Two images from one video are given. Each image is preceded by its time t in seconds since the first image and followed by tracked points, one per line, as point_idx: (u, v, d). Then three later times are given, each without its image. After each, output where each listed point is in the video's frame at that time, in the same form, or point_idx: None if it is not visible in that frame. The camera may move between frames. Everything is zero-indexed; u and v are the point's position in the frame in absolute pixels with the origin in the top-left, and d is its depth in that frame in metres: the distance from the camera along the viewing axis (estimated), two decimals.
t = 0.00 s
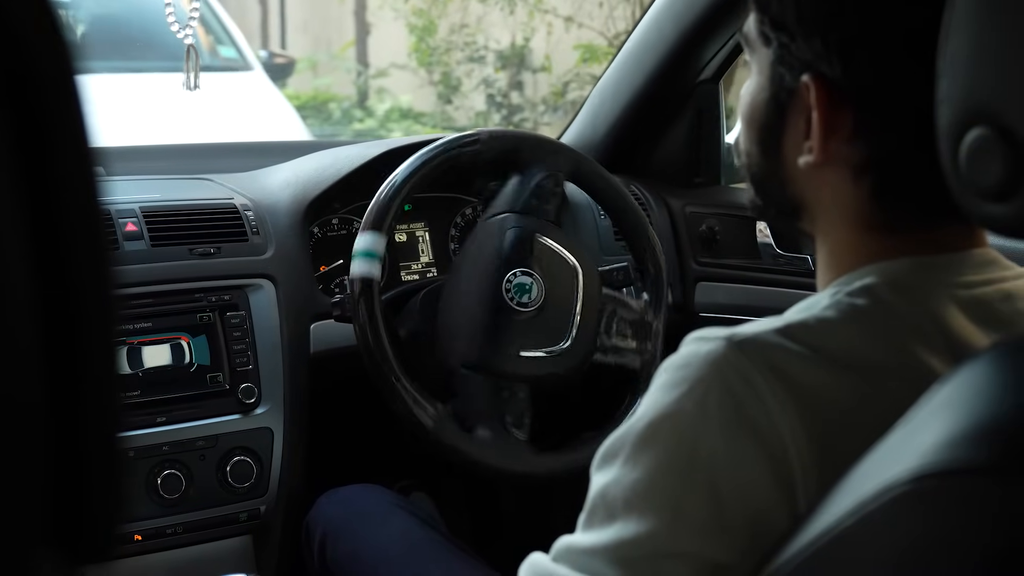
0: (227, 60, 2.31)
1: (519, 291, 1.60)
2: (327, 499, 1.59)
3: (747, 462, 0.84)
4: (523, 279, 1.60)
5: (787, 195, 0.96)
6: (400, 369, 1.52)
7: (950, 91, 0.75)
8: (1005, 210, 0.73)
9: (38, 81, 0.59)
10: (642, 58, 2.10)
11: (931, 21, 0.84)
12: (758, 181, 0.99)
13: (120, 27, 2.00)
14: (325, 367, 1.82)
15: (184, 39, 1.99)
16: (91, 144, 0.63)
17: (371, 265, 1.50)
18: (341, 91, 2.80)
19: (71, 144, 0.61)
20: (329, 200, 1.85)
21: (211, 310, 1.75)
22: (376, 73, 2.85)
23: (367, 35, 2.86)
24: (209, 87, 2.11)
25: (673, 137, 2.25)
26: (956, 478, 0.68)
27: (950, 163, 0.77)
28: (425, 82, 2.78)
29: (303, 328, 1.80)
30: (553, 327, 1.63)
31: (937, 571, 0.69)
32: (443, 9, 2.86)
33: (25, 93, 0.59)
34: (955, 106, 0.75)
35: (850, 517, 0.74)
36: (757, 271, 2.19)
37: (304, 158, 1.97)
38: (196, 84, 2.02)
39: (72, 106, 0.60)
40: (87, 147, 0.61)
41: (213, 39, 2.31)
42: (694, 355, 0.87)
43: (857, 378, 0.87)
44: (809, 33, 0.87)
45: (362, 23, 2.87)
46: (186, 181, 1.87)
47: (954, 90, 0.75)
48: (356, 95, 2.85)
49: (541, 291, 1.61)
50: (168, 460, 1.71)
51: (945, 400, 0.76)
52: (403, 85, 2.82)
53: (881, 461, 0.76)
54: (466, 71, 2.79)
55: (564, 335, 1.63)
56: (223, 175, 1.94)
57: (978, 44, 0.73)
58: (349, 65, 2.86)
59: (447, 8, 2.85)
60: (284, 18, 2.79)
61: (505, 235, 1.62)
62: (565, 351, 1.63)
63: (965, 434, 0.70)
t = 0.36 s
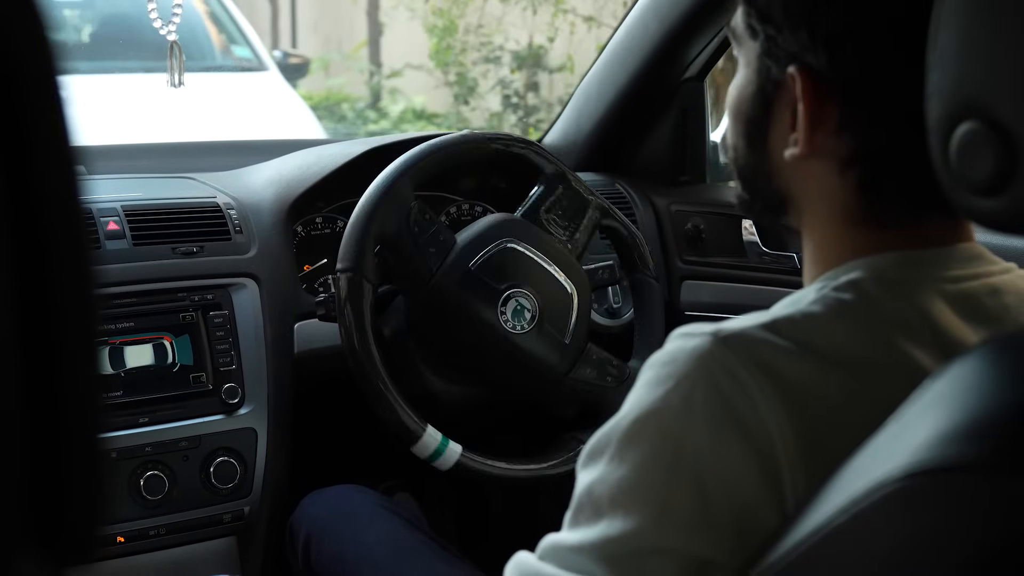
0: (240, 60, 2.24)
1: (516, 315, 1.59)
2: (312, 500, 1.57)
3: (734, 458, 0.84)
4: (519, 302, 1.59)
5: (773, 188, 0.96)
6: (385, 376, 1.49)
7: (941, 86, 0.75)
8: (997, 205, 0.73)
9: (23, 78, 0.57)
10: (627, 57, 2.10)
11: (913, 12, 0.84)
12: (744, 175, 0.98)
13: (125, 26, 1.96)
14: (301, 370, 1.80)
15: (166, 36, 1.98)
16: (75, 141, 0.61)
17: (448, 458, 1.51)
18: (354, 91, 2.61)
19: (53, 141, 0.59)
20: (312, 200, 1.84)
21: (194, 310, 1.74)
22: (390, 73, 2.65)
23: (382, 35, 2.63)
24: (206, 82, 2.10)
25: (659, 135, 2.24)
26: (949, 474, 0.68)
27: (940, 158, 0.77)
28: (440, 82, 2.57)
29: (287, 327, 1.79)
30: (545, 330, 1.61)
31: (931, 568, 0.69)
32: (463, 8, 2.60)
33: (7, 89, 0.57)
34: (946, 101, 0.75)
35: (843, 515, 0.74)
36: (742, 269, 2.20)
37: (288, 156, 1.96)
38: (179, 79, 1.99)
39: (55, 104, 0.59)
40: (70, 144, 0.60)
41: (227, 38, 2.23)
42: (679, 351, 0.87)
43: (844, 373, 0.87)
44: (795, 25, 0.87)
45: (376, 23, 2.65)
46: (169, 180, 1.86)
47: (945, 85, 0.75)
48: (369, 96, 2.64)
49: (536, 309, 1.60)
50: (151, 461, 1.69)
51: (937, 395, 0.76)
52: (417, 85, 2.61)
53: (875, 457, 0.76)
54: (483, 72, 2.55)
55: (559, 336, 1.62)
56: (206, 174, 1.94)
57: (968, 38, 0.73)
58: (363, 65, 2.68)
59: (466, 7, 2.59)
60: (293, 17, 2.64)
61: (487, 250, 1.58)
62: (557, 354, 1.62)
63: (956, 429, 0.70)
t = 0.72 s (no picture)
0: (261, 59, 2.29)
1: (515, 319, 1.59)
2: (304, 500, 1.57)
3: (726, 458, 0.84)
4: (518, 304, 1.59)
5: (764, 188, 0.96)
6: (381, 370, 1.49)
7: (934, 87, 0.76)
8: (990, 204, 0.74)
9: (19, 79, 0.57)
10: (619, 57, 2.10)
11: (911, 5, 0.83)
12: (735, 175, 0.99)
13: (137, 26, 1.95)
14: (297, 372, 1.80)
15: (161, 35, 1.97)
16: (68, 141, 0.61)
17: (493, 478, 1.53)
18: (374, 91, 2.35)
19: (46, 140, 0.59)
20: (305, 198, 1.84)
21: (186, 309, 1.74)
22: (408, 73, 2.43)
23: (399, 33, 2.43)
24: (206, 81, 2.11)
25: (651, 134, 2.25)
26: (941, 474, 0.68)
27: (932, 158, 0.77)
28: (460, 82, 2.40)
29: (280, 328, 1.78)
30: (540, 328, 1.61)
31: (924, 568, 0.70)
32: (488, 6, 2.43)
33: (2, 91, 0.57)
34: (939, 101, 0.75)
35: (835, 514, 0.74)
36: (735, 269, 2.20)
37: (279, 156, 1.96)
38: (173, 79, 1.97)
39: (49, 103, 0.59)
40: (63, 143, 0.60)
41: (247, 38, 2.27)
42: (671, 350, 0.87)
43: (835, 372, 0.87)
44: (784, 25, 0.87)
45: (393, 22, 2.43)
46: (163, 179, 1.86)
47: (937, 86, 0.75)
48: (387, 95, 2.38)
49: (534, 310, 1.60)
50: (143, 461, 1.69)
51: (929, 395, 0.76)
52: (438, 85, 2.42)
53: (867, 456, 0.76)
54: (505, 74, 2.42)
55: (553, 334, 1.62)
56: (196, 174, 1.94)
57: (959, 39, 0.74)
58: (380, 65, 2.41)
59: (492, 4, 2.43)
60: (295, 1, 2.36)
61: (478, 252, 1.57)
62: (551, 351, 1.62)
63: (949, 429, 0.70)
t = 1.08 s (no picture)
0: (287, 61, 2.32)
1: (519, 320, 1.59)
2: (307, 501, 1.57)
3: (729, 459, 0.84)
4: (521, 306, 1.58)
5: (765, 188, 0.96)
6: (387, 378, 1.49)
7: (935, 88, 0.76)
8: (989, 205, 0.74)
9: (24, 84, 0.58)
10: (619, 57, 2.10)
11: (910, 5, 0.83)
12: (736, 175, 0.99)
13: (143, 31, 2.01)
14: (300, 374, 1.81)
15: (154, 36, 1.96)
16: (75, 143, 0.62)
17: (510, 481, 1.53)
18: (400, 92, 2.70)
19: (51, 140, 0.60)
20: (306, 200, 1.85)
21: (188, 311, 1.74)
22: (432, 74, 2.76)
23: (423, 35, 2.78)
24: (226, 82, 2.13)
25: (652, 135, 2.25)
26: (943, 474, 0.68)
27: (934, 159, 0.77)
28: (488, 84, 2.64)
29: (281, 330, 1.79)
30: (541, 328, 1.61)
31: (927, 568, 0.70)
32: (520, 8, 2.70)
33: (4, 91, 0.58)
34: (941, 103, 0.75)
35: (838, 515, 0.75)
36: (735, 270, 2.20)
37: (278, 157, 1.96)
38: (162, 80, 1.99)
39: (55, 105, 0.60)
40: (69, 145, 0.61)
41: (271, 39, 2.33)
42: (674, 351, 0.87)
43: (836, 373, 0.87)
44: (785, 26, 0.88)
45: (418, 24, 2.78)
46: (164, 181, 1.85)
47: (939, 87, 0.75)
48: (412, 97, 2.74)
49: (537, 311, 1.60)
50: (146, 462, 1.69)
51: (931, 396, 0.76)
52: (468, 86, 2.69)
53: (870, 456, 0.76)
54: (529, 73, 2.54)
55: (552, 337, 1.61)
56: (199, 174, 1.93)
57: (961, 40, 0.74)
58: (405, 66, 2.76)
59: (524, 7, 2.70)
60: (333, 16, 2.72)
61: (478, 254, 1.57)
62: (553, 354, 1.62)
63: (951, 429, 0.71)
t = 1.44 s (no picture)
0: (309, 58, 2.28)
1: (526, 318, 1.59)
2: (312, 500, 1.57)
3: (738, 458, 0.84)
4: (528, 303, 1.59)
5: (771, 188, 0.95)
6: (394, 377, 1.48)
7: (947, 85, 0.76)
8: (1002, 203, 0.74)
9: (38, 81, 0.58)
10: (625, 54, 2.09)
11: (911, 4, 0.83)
12: (742, 176, 0.98)
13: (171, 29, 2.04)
14: (304, 370, 1.80)
15: (167, 33, 2.00)
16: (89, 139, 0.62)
17: (520, 480, 1.53)
18: (422, 91, 2.57)
19: (64, 137, 0.60)
20: (312, 197, 1.84)
21: (194, 309, 1.73)
22: (456, 73, 2.63)
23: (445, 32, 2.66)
24: (241, 81, 2.09)
25: (659, 132, 2.24)
26: (956, 474, 0.68)
27: (946, 156, 0.77)
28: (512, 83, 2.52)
29: (288, 329, 1.78)
30: (547, 326, 1.61)
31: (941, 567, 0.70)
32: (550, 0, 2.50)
33: (16, 87, 0.58)
34: (953, 100, 0.75)
35: (850, 513, 0.74)
36: (742, 268, 2.20)
37: (284, 155, 1.96)
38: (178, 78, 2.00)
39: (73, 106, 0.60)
40: (83, 141, 0.61)
41: (295, 35, 2.28)
42: (683, 350, 0.86)
43: (847, 372, 0.86)
44: (791, 24, 0.87)
45: (440, 21, 2.66)
46: (171, 178, 1.85)
47: (950, 84, 0.75)
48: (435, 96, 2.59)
49: (544, 309, 1.60)
50: (152, 460, 1.69)
51: (943, 395, 0.76)
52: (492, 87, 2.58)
53: (883, 455, 0.76)
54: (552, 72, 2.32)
55: (555, 334, 1.62)
56: (208, 173, 1.92)
57: (972, 37, 0.73)
58: (427, 64, 2.64)
59: None
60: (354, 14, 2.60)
61: (485, 252, 1.57)
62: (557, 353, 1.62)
63: (966, 428, 0.70)
